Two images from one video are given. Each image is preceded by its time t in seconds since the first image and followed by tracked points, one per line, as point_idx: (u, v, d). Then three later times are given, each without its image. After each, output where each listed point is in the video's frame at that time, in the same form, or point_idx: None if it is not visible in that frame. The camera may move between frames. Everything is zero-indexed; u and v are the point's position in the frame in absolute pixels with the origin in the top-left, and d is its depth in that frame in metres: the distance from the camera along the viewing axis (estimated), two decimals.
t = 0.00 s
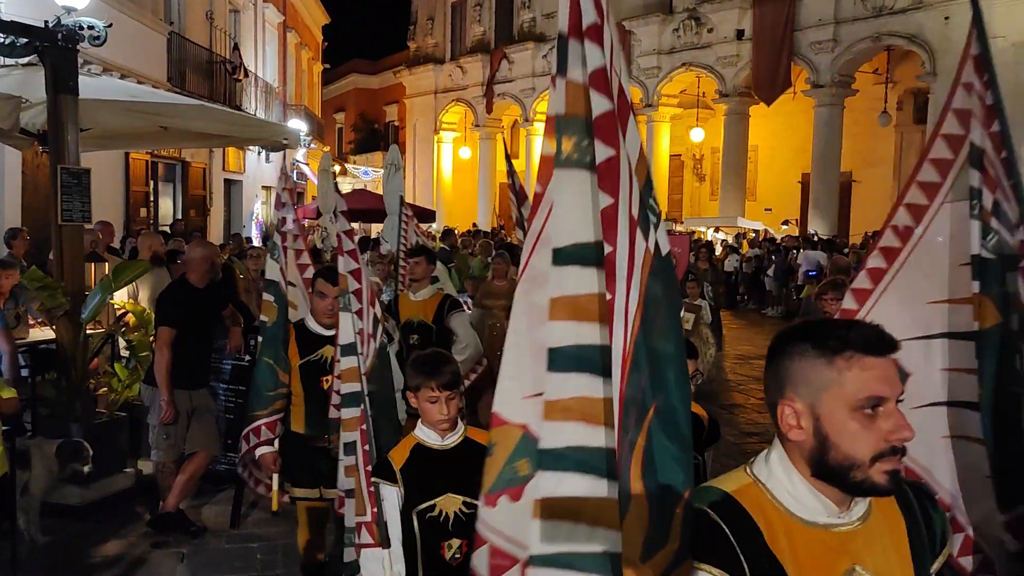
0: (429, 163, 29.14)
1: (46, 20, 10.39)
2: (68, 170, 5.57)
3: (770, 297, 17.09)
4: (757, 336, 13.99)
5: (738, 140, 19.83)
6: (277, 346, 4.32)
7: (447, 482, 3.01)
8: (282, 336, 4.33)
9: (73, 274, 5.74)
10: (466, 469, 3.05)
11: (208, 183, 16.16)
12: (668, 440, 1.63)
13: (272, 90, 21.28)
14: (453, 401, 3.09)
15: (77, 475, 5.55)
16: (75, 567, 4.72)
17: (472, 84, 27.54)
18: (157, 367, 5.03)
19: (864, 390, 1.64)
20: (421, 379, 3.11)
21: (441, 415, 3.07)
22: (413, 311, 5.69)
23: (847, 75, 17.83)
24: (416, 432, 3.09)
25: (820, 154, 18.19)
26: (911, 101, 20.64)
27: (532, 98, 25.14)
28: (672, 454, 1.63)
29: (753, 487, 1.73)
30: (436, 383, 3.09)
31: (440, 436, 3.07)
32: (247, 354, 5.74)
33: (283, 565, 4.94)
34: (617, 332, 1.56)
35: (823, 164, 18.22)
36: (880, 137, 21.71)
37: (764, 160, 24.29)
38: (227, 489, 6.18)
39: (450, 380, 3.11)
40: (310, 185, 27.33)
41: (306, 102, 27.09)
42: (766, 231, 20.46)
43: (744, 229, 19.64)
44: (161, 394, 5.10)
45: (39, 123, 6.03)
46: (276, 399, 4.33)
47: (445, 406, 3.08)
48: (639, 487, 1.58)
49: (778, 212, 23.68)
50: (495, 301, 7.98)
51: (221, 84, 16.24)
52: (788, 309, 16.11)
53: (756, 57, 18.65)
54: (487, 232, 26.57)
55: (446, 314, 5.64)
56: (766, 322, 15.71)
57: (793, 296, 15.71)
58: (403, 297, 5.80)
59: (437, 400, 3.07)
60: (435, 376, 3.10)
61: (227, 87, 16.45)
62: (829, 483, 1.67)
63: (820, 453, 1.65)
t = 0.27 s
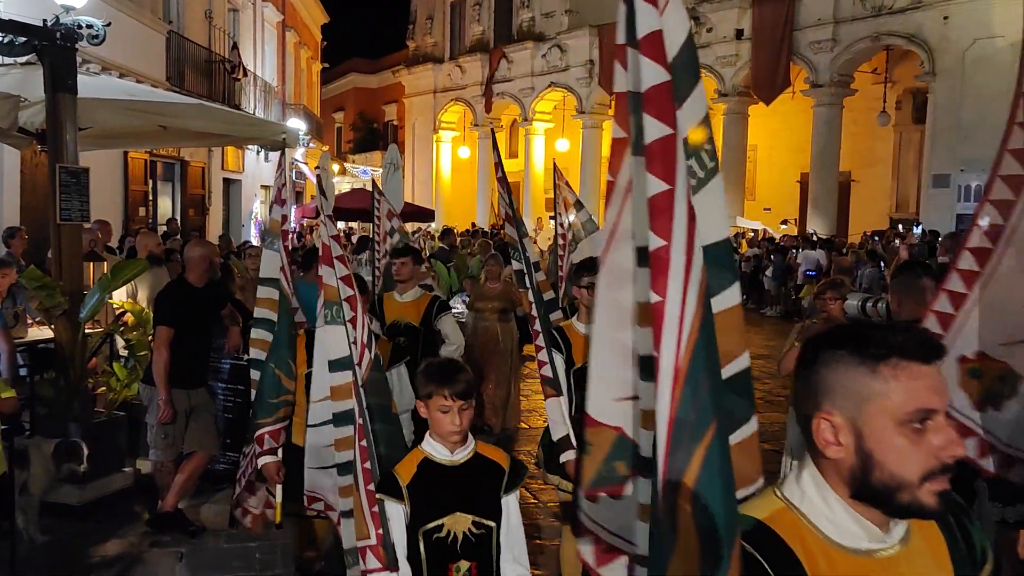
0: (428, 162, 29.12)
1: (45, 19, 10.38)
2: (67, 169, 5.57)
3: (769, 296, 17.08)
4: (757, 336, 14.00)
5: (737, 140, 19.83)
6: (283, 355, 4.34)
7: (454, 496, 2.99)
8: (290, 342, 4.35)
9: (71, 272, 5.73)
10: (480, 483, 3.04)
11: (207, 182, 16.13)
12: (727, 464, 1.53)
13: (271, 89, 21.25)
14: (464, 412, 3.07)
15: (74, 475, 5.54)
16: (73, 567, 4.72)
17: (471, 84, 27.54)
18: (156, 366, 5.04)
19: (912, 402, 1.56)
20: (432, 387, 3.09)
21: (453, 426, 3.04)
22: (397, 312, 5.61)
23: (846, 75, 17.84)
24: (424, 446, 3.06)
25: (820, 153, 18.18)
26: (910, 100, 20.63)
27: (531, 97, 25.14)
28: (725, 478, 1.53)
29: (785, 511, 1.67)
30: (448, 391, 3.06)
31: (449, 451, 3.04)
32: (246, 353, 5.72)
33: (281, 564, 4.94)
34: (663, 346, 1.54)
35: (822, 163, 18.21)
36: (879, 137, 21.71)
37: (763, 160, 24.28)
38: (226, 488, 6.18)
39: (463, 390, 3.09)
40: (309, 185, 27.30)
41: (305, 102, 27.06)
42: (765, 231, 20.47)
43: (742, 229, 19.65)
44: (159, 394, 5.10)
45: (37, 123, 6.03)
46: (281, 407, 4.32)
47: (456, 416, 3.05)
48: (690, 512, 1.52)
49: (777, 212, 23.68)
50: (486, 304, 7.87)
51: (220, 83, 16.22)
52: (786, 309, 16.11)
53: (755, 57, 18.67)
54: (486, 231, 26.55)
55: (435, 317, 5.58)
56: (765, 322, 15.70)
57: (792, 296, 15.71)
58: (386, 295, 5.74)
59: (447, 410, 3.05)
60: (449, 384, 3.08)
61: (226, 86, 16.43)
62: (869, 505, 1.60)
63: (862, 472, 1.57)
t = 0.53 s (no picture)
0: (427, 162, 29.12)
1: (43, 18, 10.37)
2: (65, 169, 5.57)
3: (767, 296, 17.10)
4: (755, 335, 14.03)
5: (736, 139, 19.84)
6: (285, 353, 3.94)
7: (482, 531, 2.78)
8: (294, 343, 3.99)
9: (70, 272, 5.73)
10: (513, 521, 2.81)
11: (206, 182, 16.16)
12: (800, 495, 1.50)
13: (270, 89, 21.27)
14: (500, 444, 2.77)
15: (71, 474, 5.53)
16: (71, 566, 4.71)
17: (469, 83, 27.56)
18: (154, 365, 5.04)
19: (1020, 438, 1.44)
20: (471, 413, 2.78)
21: (491, 458, 2.77)
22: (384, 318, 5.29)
23: (845, 74, 17.86)
24: (453, 476, 2.81)
25: (818, 153, 18.19)
26: (909, 100, 20.64)
27: (530, 97, 25.15)
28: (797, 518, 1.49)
29: (868, 551, 1.59)
30: (488, 420, 2.76)
31: (479, 485, 2.80)
32: (245, 353, 5.72)
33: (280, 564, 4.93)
34: (731, 371, 1.52)
35: (821, 162, 18.23)
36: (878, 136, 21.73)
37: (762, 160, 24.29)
38: (225, 488, 6.18)
39: (503, 420, 2.79)
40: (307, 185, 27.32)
41: (303, 102, 27.07)
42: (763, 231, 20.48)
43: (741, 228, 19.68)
44: (157, 394, 5.10)
45: (36, 122, 6.02)
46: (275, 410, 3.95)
47: (492, 448, 2.77)
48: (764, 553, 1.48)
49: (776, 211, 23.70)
50: (480, 305, 7.84)
51: (219, 83, 16.24)
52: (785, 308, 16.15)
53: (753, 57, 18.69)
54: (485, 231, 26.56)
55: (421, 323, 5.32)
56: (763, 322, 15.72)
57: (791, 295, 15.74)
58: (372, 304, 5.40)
59: (483, 440, 2.77)
60: (490, 412, 2.77)
61: (225, 86, 16.45)
62: (961, 547, 1.50)
63: (964, 512, 1.45)
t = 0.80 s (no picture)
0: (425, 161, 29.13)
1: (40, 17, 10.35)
2: (63, 169, 5.56)
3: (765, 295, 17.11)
4: (753, 334, 14.04)
5: (734, 139, 19.84)
6: (272, 368, 3.37)
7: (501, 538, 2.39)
8: (280, 356, 3.39)
9: (67, 272, 5.71)
10: (552, 545, 2.42)
11: (204, 182, 16.14)
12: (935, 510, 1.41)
13: (267, 89, 21.25)
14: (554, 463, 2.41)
15: (68, 475, 5.52)
16: (69, 567, 4.71)
17: (467, 83, 27.55)
18: (152, 366, 5.04)
19: None
20: (518, 426, 2.41)
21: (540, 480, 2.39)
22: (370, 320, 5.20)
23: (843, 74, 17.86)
24: (491, 488, 2.44)
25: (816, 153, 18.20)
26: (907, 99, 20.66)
27: (528, 96, 25.15)
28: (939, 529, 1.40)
29: None
30: (536, 435, 2.39)
31: (520, 500, 2.42)
32: (243, 353, 5.71)
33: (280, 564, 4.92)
34: (861, 363, 1.33)
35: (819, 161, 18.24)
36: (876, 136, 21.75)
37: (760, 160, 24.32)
38: (223, 488, 6.16)
39: (555, 437, 2.42)
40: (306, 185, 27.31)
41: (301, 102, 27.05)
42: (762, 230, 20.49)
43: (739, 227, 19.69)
44: (155, 394, 5.10)
45: (33, 122, 6.00)
46: (264, 430, 3.34)
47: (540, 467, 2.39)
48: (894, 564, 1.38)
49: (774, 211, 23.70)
50: (478, 306, 7.76)
51: (216, 83, 16.22)
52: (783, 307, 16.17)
53: (751, 56, 18.70)
54: (483, 230, 26.55)
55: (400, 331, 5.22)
56: (761, 320, 15.73)
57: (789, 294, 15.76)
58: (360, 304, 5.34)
59: (531, 457, 2.38)
60: (540, 425, 2.41)
61: (222, 86, 16.44)
62: None
63: None
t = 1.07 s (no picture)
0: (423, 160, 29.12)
1: (36, 17, 10.33)
2: (60, 168, 5.55)
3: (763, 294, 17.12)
4: (751, 333, 14.05)
5: (731, 138, 19.85)
6: (246, 382, 3.22)
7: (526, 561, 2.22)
8: (253, 368, 3.27)
9: (63, 272, 5.70)
10: (580, 564, 2.25)
11: (201, 182, 16.12)
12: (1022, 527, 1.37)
13: (265, 88, 21.21)
14: (580, 476, 2.27)
15: (64, 474, 5.52)
16: (66, 567, 4.71)
17: (465, 82, 27.54)
18: (149, 366, 5.02)
19: None
20: (544, 437, 2.27)
21: (567, 493, 2.25)
22: (359, 321, 5.21)
23: (840, 73, 17.88)
24: (517, 504, 2.30)
25: (814, 152, 18.21)
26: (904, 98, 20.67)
27: (526, 95, 25.15)
28: None
29: None
30: (563, 447, 2.25)
31: (549, 516, 2.26)
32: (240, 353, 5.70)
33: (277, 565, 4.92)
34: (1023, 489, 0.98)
35: (817, 160, 18.24)
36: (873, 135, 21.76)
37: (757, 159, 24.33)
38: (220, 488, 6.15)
39: (584, 447, 2.28)
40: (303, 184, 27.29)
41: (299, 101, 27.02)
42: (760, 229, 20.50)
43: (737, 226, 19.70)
44: (153, 394, 5.09)
45: (29, 122, 5.99)
46: (243, 449, 3.19)
47: (571, 479, 2.25)
48: None
49: (772, 210, 23.73)
50: (471, 312, 7.45)
51: (213, 82, 16.20)
52: (780, 306, 16.19)
53: (748, 55, 18.72)
54: (481, 229, 26.55)
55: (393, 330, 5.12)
56: (759, 319, 15.73)
57: (787, 293, 15.77)
58: (346, 303, 5.32)
59: (559, 470, 2.25)
60: (569, 435, 2.26)
61: (220, 85, 16.41)
62: None
63: None
